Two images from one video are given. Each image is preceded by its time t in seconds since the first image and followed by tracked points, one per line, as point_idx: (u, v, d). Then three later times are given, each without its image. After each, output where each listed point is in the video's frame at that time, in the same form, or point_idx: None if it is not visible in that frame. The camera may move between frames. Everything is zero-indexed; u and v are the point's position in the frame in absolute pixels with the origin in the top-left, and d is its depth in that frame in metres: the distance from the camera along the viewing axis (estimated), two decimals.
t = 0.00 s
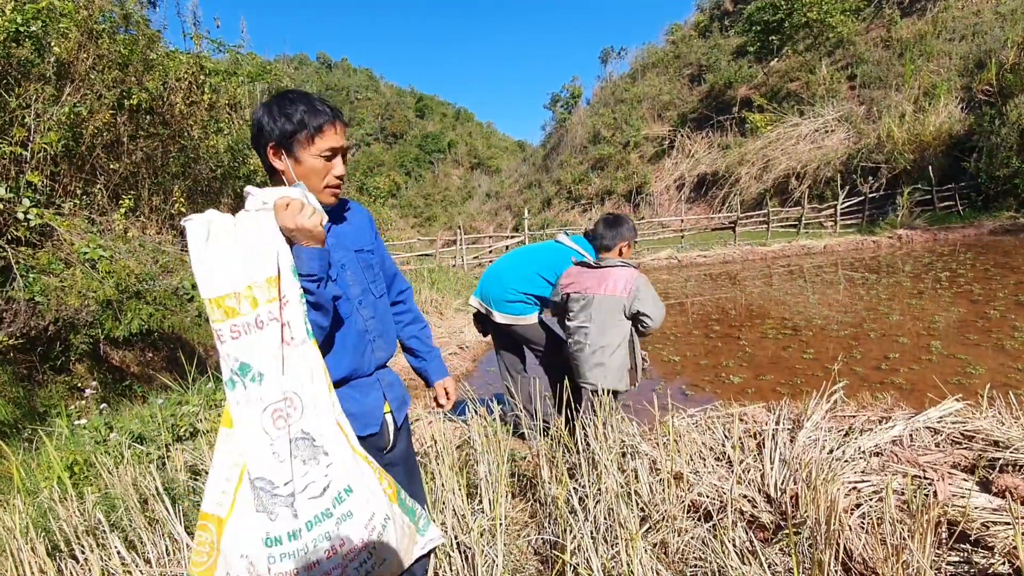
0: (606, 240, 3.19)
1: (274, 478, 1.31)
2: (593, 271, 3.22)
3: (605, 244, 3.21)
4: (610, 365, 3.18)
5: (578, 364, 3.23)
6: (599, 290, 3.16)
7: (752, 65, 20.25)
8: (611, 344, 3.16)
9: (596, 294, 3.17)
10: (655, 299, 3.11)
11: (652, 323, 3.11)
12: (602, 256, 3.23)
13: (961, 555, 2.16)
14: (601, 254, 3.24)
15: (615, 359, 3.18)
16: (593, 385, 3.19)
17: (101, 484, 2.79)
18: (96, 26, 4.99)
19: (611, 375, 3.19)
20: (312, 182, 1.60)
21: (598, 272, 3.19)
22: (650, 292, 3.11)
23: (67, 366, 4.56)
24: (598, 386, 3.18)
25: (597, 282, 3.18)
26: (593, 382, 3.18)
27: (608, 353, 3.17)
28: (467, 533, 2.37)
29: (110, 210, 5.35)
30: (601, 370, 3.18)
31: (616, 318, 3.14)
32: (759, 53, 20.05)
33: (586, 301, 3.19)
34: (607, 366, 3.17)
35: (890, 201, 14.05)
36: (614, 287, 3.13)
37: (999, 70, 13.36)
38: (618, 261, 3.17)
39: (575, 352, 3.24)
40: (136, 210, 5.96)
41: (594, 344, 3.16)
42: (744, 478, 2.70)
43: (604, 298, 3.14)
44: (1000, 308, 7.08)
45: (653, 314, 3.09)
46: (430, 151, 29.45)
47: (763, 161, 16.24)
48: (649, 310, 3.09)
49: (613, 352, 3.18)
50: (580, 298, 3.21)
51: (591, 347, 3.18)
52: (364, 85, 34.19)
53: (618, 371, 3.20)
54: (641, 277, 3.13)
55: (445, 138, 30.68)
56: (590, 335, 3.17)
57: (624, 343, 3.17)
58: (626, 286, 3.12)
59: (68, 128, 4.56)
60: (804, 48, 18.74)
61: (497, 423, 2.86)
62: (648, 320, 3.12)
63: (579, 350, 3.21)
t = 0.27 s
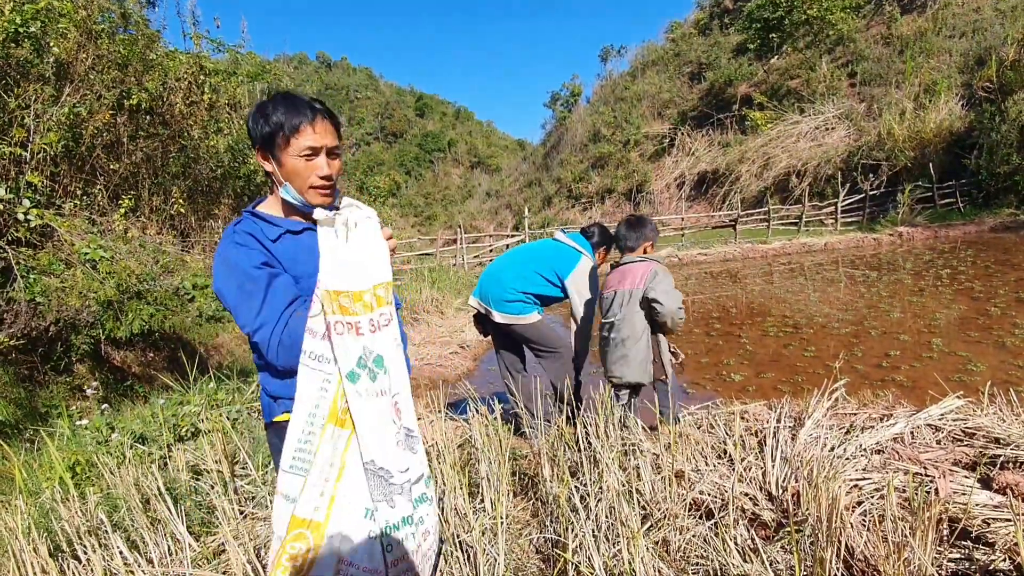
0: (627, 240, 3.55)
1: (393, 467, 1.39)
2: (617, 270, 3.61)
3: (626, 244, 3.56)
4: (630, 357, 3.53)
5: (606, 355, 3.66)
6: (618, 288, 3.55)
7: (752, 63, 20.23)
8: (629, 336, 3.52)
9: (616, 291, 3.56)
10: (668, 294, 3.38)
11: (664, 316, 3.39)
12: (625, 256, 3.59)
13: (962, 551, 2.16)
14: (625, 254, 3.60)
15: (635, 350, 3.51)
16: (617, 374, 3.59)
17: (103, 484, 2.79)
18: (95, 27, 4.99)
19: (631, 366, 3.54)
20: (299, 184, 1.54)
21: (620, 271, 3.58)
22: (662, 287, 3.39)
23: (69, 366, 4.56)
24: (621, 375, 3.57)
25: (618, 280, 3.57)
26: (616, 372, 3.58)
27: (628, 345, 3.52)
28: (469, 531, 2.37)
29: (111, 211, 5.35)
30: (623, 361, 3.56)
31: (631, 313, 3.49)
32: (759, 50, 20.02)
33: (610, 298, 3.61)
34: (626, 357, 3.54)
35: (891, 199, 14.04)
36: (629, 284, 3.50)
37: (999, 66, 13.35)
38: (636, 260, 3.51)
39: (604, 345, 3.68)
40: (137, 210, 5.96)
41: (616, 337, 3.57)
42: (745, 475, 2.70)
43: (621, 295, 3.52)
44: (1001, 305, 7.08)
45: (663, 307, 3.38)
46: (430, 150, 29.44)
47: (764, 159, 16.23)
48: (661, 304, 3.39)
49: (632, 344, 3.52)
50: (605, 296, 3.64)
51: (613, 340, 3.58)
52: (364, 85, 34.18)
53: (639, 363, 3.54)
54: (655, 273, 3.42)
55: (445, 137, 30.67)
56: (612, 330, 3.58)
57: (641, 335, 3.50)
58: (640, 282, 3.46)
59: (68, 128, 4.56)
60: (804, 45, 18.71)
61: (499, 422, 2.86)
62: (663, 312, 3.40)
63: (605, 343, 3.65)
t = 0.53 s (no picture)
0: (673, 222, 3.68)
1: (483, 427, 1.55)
2: (659, 249, 3.72)
3: (673, 226, 3.69)
4: (663, 334, 3.63)
5: (633, 329, 3.71)
6: (662, 266, 3.65)
7: (752, 60, 20.20)
8: (667, 314, 3.62)
9: (659, 268, 3.66)
10: (717, 279, 3.58)
11: (709, 299, 3.58)
12: (668, 237, 3.71)
13: (965, 547, 2.16)
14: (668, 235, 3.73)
15: (671, 328, 3.62)
16: (646, 348, 3.66)
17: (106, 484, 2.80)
18: (95, 26, 4.99)
19: (663, 343, 3.64)
20: (315, 185, 1.55)
21: (664, 250, 3.69)
22: (712, 271, 3.58)
23: (71, 366, 4.57)
24: (651, 350, 3.65)
25: (661, 259, 3.67)
26: (646, 346, 3.65)
27: (664, 322, 3.62)
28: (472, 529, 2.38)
29: (111, 210, 5.36)
30: (655, 337, 3.64)
31: (676, 291, 3.60)
32: (759, 47, 20.00)
33: (651, 274, 3.69)
34: (661, 334, 3.63)
35: (892, 195, 14.01)
36: (675, 264, 3.61)
37: (999, 62, 13.33)
38: (683, 242, 3.66)
39: (632, 320, 3.73)
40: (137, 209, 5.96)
41: (653, 312, 3.64)
42: (748, 472, 2.70)
43: (666, 273, 3.62)
44: (1003, 301, 7.07)
45: (711, 290, 3.56)
46: (431, 148, 29.42)
47: (764, 156, 16.21)
48: (709, 287, 3.57)
49: (669, 322, 3.63)
50: (643, 273, 3.71)
51: (648, 315, 3.65)
52: (363, 83, 34.15)
53: (671, 341, 3.64)
54: (705, 258, 3.59)
55: (445, 135, 30.66)
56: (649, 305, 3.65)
57: (679, 315, 3.63)
58: (688, 263, 3.59)
59: (69, 128, 4.56)
60: (804, 42, 18.68)
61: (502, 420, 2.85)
62: (707, 297, 3.59)
63: (636, 317, 3.70)
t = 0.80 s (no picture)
0: (683, 205, 3.64)
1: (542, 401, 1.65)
2: (671, 234, 3.69)
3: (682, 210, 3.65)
4: (687, 319, 3.62)
5: (655, 318, 3.72)
6: (674, 251, 3.64)
7: (753, 56, 20.15)
8: (689, 298, 3.60)
9: (673, 253, 3.65)
10: (733, 256, 3.55)
11: (728, 279, 3.55)
12: (679, 220, 3.69)
13: (968, 542, 2.17)
14: (678, 219, 3.70)
15: (694, 312, 3.61)
16: (672, 335, 3.67)
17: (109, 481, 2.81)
18: (94, 23, 4.97)
19: (690, 327, 3.63)
20: (350, 181, 1.66)
21: (677, 235, 3.66)
22: (726, 250, 3.54)
23: (72, 364, 4.57)
24: (677, 337, 3.66)
25: (675, 244, 3.66)
26: (672, 333, 3.66)
27: (687, 306, 3.62)
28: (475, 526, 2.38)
29: (111, 208, 5.35)
30: (679, 322, 3.64)
31: (694, 274, 3.58)
32: (759, 43, 19.95)
33: (666, 260, 3.68)
34: (686, 319, 3.63)
35: (893, 191, 13.99)
36: (690, 248, 3.59)
37: (1001, 58, 13.30)
38: (693, 224, 3.62)
39: (652, 308, 3.74)
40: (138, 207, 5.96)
41: (674, 298, 3.64)
42: (750, 467, 2.71)
43: (681, 257, 3.61)
44: (1005, 297, 7.07)
45: (728, 269, 3.53)
46: (431, 146, 29.38)
47: (765, 152, 16.17)
48: (726, 267, 3.54)
49: (691, 307, 3.61)
50: (659, 259, 3.71)
51: (670, 301, 3.66)
52: (363, 80, 34.10)
53: (695, 325, 3.63)
54: (718, 238, 3.56)
55: (445, 133, 30.63)
56: (670, 291, 3.65)
57: (700, 297, 3.61)
58: (702, 245, 3.57)
59: (69, 126, 4.56)
60: (805, 38, 18.64)
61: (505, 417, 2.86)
62: (725, 277, 3.56)
63: (658, 305, 3.71)
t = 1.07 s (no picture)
0: (689, 193, 3.39)
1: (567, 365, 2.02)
2: (679, 225, 3.43)
3: (688, 198, 3.41)
4: (709, 311, 3.23)
5: (675, 315, 3.36)
6: (684, 241, 3.37)
7: (753, 52, 20.10)
8: (707, 288, 3.25)
9: (684, 242, 3.38)
10: (749, 240, 3.22)
11: (744, 264, 3.20)
12: (686, 211, 3.44)
13: (970, 538, 2.17)
14: (686, 210, 3.46)
15: (715, 304, 3.22)
16: (696, 331, 3.26)
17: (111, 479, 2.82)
18: (94, 22, 4.96)
19: (713, 320, 3.22)
20: (386, 180, 1.69)
21: (685, 225, 3.41)
22: (740, 233, 3.23)
23: (74, 362, 4.58)
24: (700, 333, 3.25)
25: (685, 234, 3.39)
26: (694, 329, 3.27)
27: (708, 298, 3.23)
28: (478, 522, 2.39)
29: (112, 207, 5.35)
30: (700, 317, 3.26)
31: (708, 262, 3.26)
32: (760, 39, 19.89)
33: (677, 253, 3.40)
34: (707, 311, 3.24)
35: (894, 187, 13.97)
36: (700, 236, 3.31)
37: (1003, 53, 13.27)
38: (701, 211, 3.37)
39: (671, 306, 3.39)
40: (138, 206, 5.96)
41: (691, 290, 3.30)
42: (751, 464, 2.71)
43: (691, 247, 3.33)
44: (1006, 293, 7.06)
45: (744, 253, 3.19)
46: (431, 144, 29.33)
47: (765, 149, 16.14)
48: (742, 251, 3.21)
49: (711, 298, 3.23)
50: (670, 252, 3.44)
51: (688, 294, 3.31)
52: (363, 78, 34.03)
53: (719, 317, 3.22)
54: (728, 222, 3.27)
55: (445, 130, 30.59)
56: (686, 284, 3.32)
57: (719, 287, 3.23)
58: (713, 230, 3.28)
59: (69, 125, 4.56)
60: (805, 34, 18.59)
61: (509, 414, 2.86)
62: (741, 263, 3.21)
63: (676, 299, 3.36)
